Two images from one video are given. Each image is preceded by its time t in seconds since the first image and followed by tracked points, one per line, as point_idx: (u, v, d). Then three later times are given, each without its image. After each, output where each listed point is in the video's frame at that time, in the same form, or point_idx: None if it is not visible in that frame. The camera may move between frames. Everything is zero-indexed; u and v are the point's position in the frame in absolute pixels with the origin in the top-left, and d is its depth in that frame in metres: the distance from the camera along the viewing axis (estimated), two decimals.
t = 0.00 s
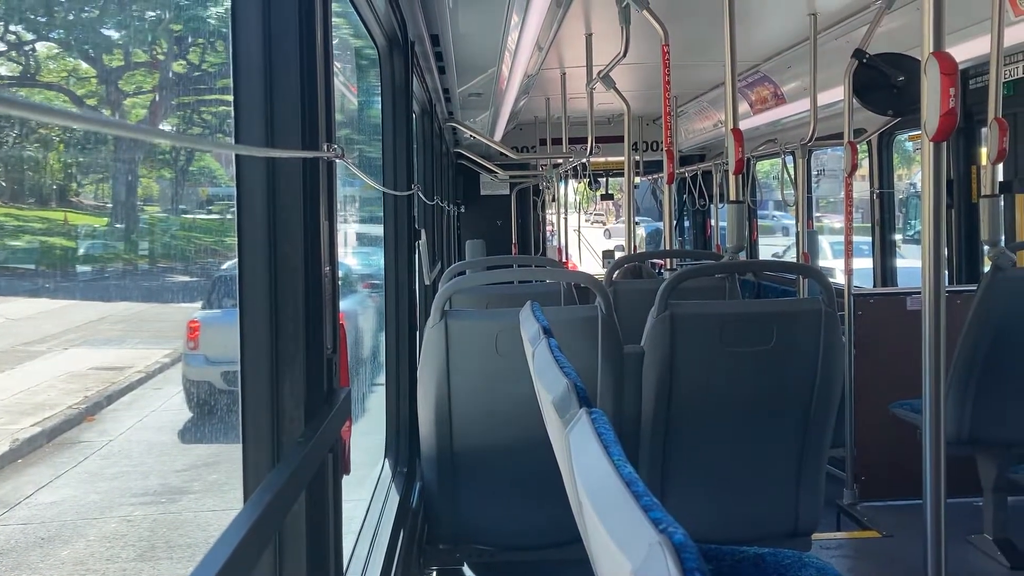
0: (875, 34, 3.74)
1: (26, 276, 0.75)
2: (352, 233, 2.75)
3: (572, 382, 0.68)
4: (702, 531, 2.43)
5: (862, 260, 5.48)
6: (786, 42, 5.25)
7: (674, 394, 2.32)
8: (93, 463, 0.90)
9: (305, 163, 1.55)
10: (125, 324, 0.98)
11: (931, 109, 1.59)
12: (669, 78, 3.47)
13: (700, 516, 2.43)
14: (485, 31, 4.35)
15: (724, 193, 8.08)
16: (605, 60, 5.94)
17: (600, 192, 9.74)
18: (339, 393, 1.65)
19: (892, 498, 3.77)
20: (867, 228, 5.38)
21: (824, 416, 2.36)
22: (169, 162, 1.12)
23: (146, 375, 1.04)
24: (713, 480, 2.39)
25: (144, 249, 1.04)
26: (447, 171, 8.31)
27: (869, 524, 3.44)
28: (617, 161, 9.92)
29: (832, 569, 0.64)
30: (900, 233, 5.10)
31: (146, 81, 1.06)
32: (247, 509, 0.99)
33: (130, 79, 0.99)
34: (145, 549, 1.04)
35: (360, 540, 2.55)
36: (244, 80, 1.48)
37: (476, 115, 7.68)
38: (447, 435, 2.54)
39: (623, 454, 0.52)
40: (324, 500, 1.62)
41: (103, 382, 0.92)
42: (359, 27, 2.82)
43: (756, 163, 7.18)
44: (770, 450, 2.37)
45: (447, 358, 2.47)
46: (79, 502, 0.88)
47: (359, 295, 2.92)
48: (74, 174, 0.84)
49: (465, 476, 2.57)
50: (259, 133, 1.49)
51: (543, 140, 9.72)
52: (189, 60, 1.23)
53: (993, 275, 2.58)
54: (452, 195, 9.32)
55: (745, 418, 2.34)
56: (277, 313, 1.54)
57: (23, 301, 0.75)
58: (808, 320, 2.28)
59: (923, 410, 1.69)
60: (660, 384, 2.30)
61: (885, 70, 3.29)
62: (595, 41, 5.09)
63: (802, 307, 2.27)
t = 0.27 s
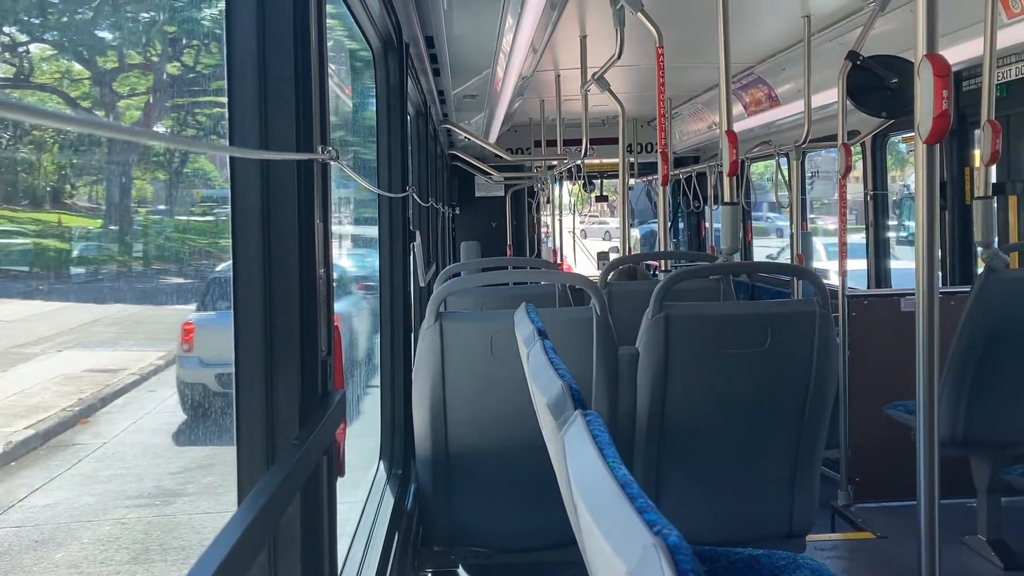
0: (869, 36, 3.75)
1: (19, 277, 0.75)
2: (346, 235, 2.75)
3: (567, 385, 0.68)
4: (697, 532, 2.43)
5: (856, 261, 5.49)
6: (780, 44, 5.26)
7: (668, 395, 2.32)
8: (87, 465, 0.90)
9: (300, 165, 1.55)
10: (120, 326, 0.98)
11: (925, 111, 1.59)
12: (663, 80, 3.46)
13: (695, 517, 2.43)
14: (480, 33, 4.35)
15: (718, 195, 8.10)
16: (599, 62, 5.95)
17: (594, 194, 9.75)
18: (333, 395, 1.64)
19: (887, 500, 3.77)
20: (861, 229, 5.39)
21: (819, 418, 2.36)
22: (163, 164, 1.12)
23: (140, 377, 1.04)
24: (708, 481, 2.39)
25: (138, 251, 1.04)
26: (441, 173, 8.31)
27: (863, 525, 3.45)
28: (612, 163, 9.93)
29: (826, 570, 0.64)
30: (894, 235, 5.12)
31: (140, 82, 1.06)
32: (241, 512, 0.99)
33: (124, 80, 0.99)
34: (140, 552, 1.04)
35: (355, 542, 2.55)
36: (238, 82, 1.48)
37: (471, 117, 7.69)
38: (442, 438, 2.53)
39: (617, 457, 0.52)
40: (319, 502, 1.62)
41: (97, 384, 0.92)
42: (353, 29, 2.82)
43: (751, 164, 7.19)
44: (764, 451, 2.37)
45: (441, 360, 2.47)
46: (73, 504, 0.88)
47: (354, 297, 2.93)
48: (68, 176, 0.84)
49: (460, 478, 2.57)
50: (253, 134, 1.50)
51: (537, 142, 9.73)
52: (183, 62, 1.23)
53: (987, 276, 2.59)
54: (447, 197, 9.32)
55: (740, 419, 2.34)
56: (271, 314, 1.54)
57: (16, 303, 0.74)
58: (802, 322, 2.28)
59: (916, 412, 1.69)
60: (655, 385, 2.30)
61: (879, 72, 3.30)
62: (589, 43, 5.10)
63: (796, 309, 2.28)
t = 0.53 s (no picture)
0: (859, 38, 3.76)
1: (9, 280, 0.74)
2: (337, 237, 2.74)
3: (557, 387, 0.68)
4: (688, 534, 2.43)
5: (847, 263, 5.50)
6: (771, 46, 5.27)
7: (659, 396, 2.32)
8: (77, 469, 0.90)
9: (289, 168, 1.54)
10: (111, 328, 0.97)
11: (914, 114, 1.60)
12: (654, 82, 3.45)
13: (686, 520, 2.42)
14: (471, 35, 4.35)
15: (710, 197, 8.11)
16: (590, 64, 5.95)
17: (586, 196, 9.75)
18: (322, 398, 1.64)
19: (878, 501, 3.78)
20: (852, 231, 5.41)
21: (810, 420, 2.36)
22: (155, 167, 1.11)
23: (131, 381, 1.03)
24: (699, 483, 2.39)
25: (129, 253, 1.04)
26: (433, 175, 8.30)
27: (854, 526, 3.45)
28: (604, 165, 9.94)
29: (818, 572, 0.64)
30: (885, 236, 5.14)
31: (131, 84, 1.06)
32: (228, 516, 0.99)
33: (115, 83, 0.99)
34: (131, 555, 1.03)
35: (346, 546, 2.54)
36: (227, 84, 1.48)
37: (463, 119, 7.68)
38: (433, 441, 2.53)
39: (606, 459, 0.51)
40: (308, 506, 1.61)
41: (88, 387, 0.91)
42: (344, 32, 2.81)
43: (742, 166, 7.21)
44: (756, 453, 2.37)
45: (433, 362, 2.47)
46: (63, 508, 0.87)
47: (345, 298, 2.92)
48: (59, 178, 0.83)
49: (451, 481, 2.56)
50: (240, 137, 1.49)
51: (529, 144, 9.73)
52: (175, 64, 1.23)
53: (977, 277, 2.60)
54: (439, 199, 9.31)
55: (732, 421, 2.34)
56: (258, 317, 1.54)
57: (6, 307, 0.74)
58: (793, 323, 2.29)
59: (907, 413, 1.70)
60: (646, 387, 2.30)
61: (869, 75, 3.31)
62: (580, 45, 5.10)
63: (788, 311, 2.28)
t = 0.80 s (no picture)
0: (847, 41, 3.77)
1: None
2: (327, 240, 2.74)
3: (542, 392, 0.67)
4: (677, 537, 2.42)
5: (836, 264, 5.52)
6: (760, 48, 5.29)
7: (647, 399, 2.32)
8: (65, 474, 0.89)
9: (268, 172, 1.48)
10: (99, 331, 0.97)
11: (900, 117, 1.60)
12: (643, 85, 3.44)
13: (676, 523, 2.41)
14: (460, 38, 4.35)
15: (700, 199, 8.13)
16: (579, 66, 5.96)
17: (576, 198, 9.76)
18: (302, 406, 1.60)
19: (867, 503, 3.79)
20: (842, 232, 5.43)
21: (799, 422, 2.36)
22: (144, 169, 1.11)
23: (118, 385, 1.02)
24: (688, 486, 2.39)
25: (118, 256, 1.03)
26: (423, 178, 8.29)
27: (844, 528, 3.46)
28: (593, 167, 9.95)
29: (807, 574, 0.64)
30: (874, 237, 5.16)
31: (119, 86, 1.05)
32: (205, 524, 0.98)
33: (104, 85, 0.98)
34: (118, 561, 1.02)
35: (334, 550, 2.53)
36: (203, 87, 1.41)
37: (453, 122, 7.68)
38: (422, 444, 2.52)
39: (589, 466, 0.51)
40: (288, 511, 1.60)
41: (75, 391, 0.90)
42: (331, 35, 2.80)
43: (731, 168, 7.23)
44: (744, 455, 2.37)
45: (421, 366, 2.46)
46: (51, 513, 0.86)
47: (335, 302, 2.92)
48: (48, 181, 0.82)
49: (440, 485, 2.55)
50: (218, 141, 1.42)
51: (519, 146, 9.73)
52: (164, 66, 1.22)
53: (965, 279, 2.61)
54: (429, 202, 9.30)
55: (720, 423, 2.34)
56: (236, 327, 1.47)
57: None
58: (781, 325, 2.29)
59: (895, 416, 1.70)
60: (635, 390, 2.30)
61: (857, 77, 3.32)
62: (569, 48, 5.10)
63: (775, 313, 2.29)
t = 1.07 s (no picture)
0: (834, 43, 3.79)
1: None
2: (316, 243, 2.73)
3: (529, 397, 0.67)
4: (667, 539, 2.42)
5: (824, 266, 5.54)
6: (748, 51, 5.30)
7: (637, 403, 2.31)
8: (54, 480, 0.88)
9: (252, 176, 1.41)
10: (87, 335, 0.96)
11: (885, 120, 1.60)
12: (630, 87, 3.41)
13: (666, 526, 2.41)
14: (448, 40, 4.34)
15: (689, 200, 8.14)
16: (568, 69, 5.96)
17: (566, 200, 9.77)
18: (287, 411, 1.53)
19: (856, 504, 3.80)
20: (829, 233, 5.45)
21: (786, 424, 2.37)
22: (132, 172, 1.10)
23: (106, 389, 1.02)
24: (678, 489, 2.39)
25: (106, 259, 1.03)
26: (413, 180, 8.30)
27: (833, 530, 3.47)
28: (583, 169, 9.96)
29: None
30: (862, 238, 5.18)
31: (106, 89, 1.04)
32: (190, 531, 0.97)
33: (92, 87, 0.98)
34: (106, 566, 1.02)
35: (323, 554, 2.52)
36: (185, 91, 1.36)
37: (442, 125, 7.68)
38: (411, 448, 2.51)
39: (575, 473, 0.51)
40: (274, 518, 1.55)
41: (63, 395, 0.90)
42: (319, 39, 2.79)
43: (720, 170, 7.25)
44: (733, 457, 2.37)
45: (409, 370, 2.45)
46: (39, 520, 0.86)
47: (324, 305, 2.91)
48: (35, 184, 0.82)
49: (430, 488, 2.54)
50: (202, 152, 1.37)
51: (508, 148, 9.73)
52: (151, 69, 1.22)
53: (952, 280, 2.62)
54: (418, 204, 9.28)
55: (709, 426, 2.34)
56: (221, 337, 1.41)
57: None
58: (769, 328, 2.29)
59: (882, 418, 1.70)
60: (624, 392, 2.29)
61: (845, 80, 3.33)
62: (558, 50, 5.10)
63: (763, 316, 2.29)
